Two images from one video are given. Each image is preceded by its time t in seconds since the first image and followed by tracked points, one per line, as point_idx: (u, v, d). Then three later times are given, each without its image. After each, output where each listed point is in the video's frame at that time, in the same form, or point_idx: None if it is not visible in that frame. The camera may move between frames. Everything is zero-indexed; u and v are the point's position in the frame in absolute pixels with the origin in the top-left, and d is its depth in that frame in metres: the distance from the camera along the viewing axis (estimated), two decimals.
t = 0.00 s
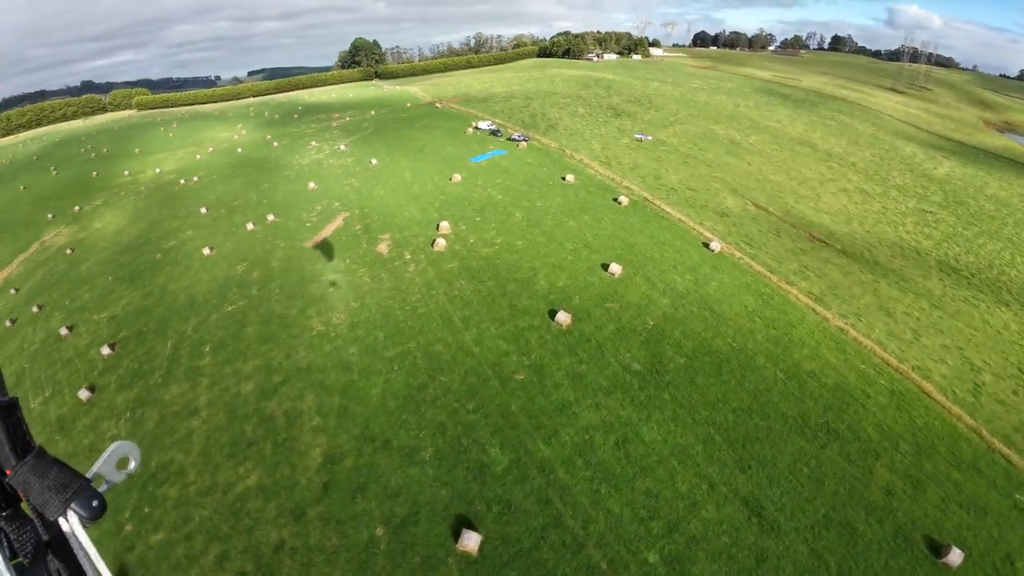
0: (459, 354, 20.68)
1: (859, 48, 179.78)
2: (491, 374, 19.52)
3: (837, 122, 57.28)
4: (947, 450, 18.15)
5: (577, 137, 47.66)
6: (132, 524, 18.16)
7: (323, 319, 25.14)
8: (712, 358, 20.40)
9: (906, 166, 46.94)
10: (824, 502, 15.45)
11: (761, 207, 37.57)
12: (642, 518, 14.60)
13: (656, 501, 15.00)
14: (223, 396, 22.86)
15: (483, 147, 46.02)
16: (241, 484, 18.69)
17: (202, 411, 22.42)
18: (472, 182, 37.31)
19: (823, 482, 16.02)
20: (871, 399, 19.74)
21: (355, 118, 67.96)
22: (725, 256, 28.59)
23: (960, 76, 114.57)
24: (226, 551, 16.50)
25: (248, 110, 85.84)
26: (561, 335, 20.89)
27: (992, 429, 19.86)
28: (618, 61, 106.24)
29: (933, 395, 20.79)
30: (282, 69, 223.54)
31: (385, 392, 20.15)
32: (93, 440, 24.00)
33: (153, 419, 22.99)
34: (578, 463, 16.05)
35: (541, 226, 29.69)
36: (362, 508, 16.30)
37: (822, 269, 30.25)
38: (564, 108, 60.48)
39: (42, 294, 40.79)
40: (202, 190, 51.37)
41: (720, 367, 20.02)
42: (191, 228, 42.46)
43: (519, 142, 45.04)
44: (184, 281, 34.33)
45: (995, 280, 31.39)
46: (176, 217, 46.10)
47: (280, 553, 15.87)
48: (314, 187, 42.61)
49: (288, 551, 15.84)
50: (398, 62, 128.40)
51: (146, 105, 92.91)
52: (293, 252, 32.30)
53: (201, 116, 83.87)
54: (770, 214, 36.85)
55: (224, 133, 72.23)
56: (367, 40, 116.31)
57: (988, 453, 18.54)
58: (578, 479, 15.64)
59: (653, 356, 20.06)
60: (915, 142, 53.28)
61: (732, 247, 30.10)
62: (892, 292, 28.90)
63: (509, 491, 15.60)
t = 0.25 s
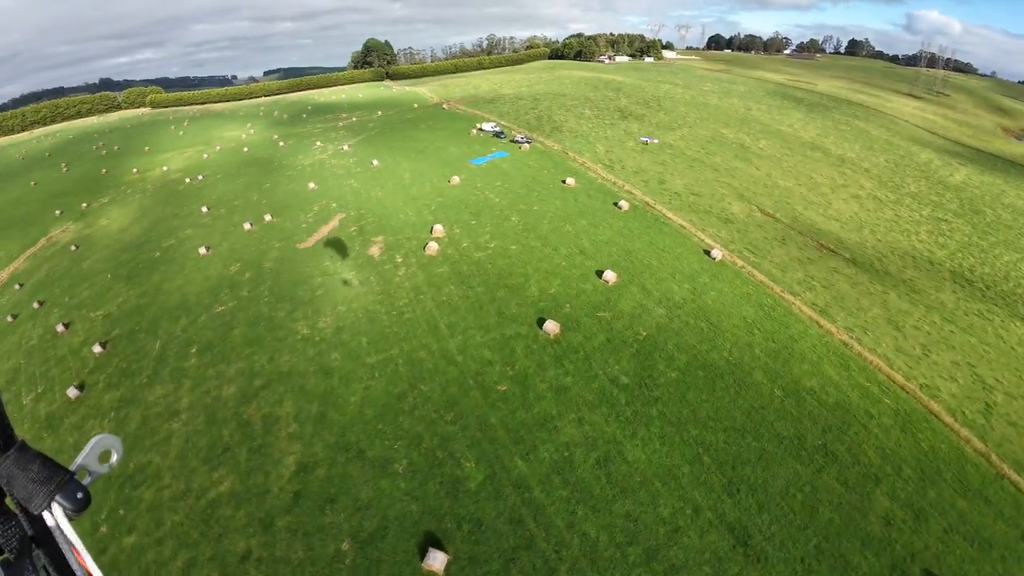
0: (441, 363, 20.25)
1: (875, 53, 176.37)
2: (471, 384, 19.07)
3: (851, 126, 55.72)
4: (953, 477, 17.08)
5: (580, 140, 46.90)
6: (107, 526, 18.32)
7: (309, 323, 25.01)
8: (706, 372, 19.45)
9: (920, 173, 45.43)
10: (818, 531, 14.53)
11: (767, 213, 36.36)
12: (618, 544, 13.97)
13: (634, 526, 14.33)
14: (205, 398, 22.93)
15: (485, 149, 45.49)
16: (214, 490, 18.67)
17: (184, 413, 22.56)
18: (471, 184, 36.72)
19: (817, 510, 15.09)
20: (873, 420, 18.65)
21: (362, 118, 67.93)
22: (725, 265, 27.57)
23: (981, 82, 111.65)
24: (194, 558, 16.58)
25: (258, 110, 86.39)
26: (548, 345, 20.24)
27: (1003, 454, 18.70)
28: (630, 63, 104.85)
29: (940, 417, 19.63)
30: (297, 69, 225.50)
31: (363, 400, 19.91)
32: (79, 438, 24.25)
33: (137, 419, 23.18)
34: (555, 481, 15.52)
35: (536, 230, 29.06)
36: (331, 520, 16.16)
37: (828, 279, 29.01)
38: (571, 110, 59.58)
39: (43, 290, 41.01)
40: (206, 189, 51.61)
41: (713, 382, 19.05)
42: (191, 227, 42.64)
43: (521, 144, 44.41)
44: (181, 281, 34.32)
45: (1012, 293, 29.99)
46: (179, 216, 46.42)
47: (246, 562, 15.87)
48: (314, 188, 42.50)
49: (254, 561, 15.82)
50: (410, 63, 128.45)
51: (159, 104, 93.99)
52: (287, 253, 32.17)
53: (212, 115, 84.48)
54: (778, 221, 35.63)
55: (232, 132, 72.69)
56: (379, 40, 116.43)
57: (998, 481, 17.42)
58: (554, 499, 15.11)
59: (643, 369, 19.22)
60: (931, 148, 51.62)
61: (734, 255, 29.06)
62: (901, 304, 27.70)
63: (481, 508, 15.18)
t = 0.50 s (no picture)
0: (420, 373, 19.78)
1: (886, 57, 173.81)
2: (448, 397, 18.53)
3: (860, 131, 54.43)
4: (955, 503, 16.06)
5: (580, 143, 46.12)
6: (79, 531, 17.91)
7: (291, 329, 24.68)
8: (695, 388, 18.52)
9: (930, 180, 44.13)
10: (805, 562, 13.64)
11: (770, 219, 35.20)
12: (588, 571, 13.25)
13: (607, 553, 13.58)
14: (183, 404, 22.51)
15: (483, 152, 44.85)
16: (183, 498, 18.14)
17: (161, 418, 22.13)
18: (465, 188, 36.07)
19: (806, 539, 14.18)
20: (872, 441, 17.62)
21: (364, 120, 67.65)
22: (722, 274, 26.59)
23: (995, 88, 109.53)
24: (156, 569, 16.06)
25: (263, 111, 86.54)
26: (531, 356, 19.55)
27: (1010, 479, 17.60)
28: (636, 66, 103.77)
29: (943, 438, 18.55)
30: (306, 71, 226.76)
31: (338, 410, 19.55)
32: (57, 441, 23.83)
33: (115, 424, 22.82)
34: (526, 501, 14.88)
35: (527, 235, 28.32)
36: (295, 535, 15.68)
37: (831, 288, 27.87)
38: (573, 112, 58.76)
39: (38, 290, 40.90)
40: (205, 190, 51.48)
41: (702, 398, 18.09)
42: (186, 228, 42.41)
43: (520, 147, 43.71)
44: (171, 283, 34.02)
45: None
46: (176, 217, 46.29)
47: None
48: (309, 190, 42.11)
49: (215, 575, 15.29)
50: (416, 65, 128.40)
51: (166, 104, 94.47)
52: (276, 257, 31.77)
53: (217, 116, 84.60)
54: (780, 227, 34.48)
55: (236, 133, 72.76)
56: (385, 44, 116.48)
57: (1003, 508, 16.36)
58: (524, 520, 14.46)
59: (628, 384, 18.34)
60: (942, 154, 50.23)
61: (732, 263, 28.04)
62: (906, 316, 26.56)
63: (448, 528, 14.60)
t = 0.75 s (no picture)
0: (394, 385, 19.29)
1: (893, 62, 171.90)
2: (421, 411, 18.04)
3: (864, 136, 53.33)
4: (953, 532, 15.09)
5: (577, 147, 45.42)
6: (46, 540, 17.60)
7: (270, 336, 24.20)
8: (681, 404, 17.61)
9: (935, 186, 43.01)
10: None
11: (769, 225, 34.17)
12: None
13: None
14: (158, 411, 22.10)
15: (479, 155, 44.27)
16: (149, 510, 17.70)
17: (135, 426, 21.71)
18: (456, 193, 35.41)
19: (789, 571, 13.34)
20: (868, 463, 16.66)
21: (363, 123, 67.29)
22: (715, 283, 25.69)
23: (1005, 94, 107.82)
24: None
25: (265, 113, 86.53)
26: (509, 369, 18.87)
27: (1013, 505, 16.61)
28: (641, 69, 102.78)
29: (944, 460, 17.52)
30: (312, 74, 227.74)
31: (309, 422, 19.17)
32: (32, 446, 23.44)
33: (91, 431, 22.49)
34: (493, 524, 14.30)
35: (515, 242, 27.65)
36: (256, 552, 15.36)
37: (830, 299, 26.83)
38: (572, 116, 57.99)
39: (31, 292, 40.56)
40: (201, 192, 51.11)
41: (687, 415, 17.18)
42: (179, 231, 42.12)
43: (515, 150, 43.05)
44: (158, 286, 33.56)
45: None
46: (170, 219, 46.04)
47: None
48: (302, 193, 41.64)
49: None
50: (420, 68, 128.20)
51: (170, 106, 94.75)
52: (263, 261, 31.30)
53: (218, 118, 84.58)
54: (780, 234, 33.41)
55: (236, 135, 72.68)
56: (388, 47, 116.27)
57: (1004, 536, 15.39)
58: (488, 544, 13.91)
59: (610, 399, 17.55)
60: (948, 160, 49.05)
61: (727, 272, 27.11)
62: (908, 327, 25.52)
63: (410, 550, 14.12)
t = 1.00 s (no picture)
0: (366, 397, 18.75)
1: (898, 66, 170.24)
2: (392, 425, 17.48)
3: (867, 140, 52.34)
4: (950, 561, 14.17)
5: (573, 151, 44.68)
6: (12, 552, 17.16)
7: (247, 344, 23.63)
8: (664, 421, 16.72)
9: (939, 191, 41.99)
10: None
11: (767, 230, 33.18)
12: None
13: None
14: (132, 420, 21.58)
15: (472, 159, 43.62)
16: (112, 523, 17.15)
17: (107, 435, 21.18)
18: (446, 197, 34.75)
19: None
20: (861, 485, 15.74)
21: (360, 126, 66.83)
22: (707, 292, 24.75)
23: (1012, 98, 106.35)
24: None
25: (264, 116, 86.33)
26: (487, 381, 18.19)
27: (1015, 531, 15.68)
28: (642, 72, 101.88)
29: (943, 482, 16.52)
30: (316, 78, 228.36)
31: (280, 434, 18.62)
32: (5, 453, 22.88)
33: (66, 441, 22.09)
34: (458, 547, 13.69)
35: (502, 248, 26.93)
36: (215, 571, 14.86)
37: (827, 309, 25.78)
38: (570, 119, 57.19)
39: (22, 295, 39.80)
40: (195, 194, 50.52)
41: (670, 433, 16.32)
42: (169, 233, 41.66)
43: (509, 154, 42.37)
44: (144, 290, 32.88)
45: None
46: (161, 221, 45.57)
47: None
48: (292, 196, 41.07)
49: None
50: (421, 71, 127.83)
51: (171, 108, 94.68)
52: (247, 265, 30.70)
53: (218, 121, 84.43)
54: (778, 240, 32.35)
55: (235, 138, 72.40)
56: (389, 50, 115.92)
57: (1005, 566, 14.47)
58: (452, 568, 13.32)
59: (589, 415, 16.77)
60: (953, 165, 47.97)
61: (719, 280, 26.17)
62: (908, 338, 24.55)
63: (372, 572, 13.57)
